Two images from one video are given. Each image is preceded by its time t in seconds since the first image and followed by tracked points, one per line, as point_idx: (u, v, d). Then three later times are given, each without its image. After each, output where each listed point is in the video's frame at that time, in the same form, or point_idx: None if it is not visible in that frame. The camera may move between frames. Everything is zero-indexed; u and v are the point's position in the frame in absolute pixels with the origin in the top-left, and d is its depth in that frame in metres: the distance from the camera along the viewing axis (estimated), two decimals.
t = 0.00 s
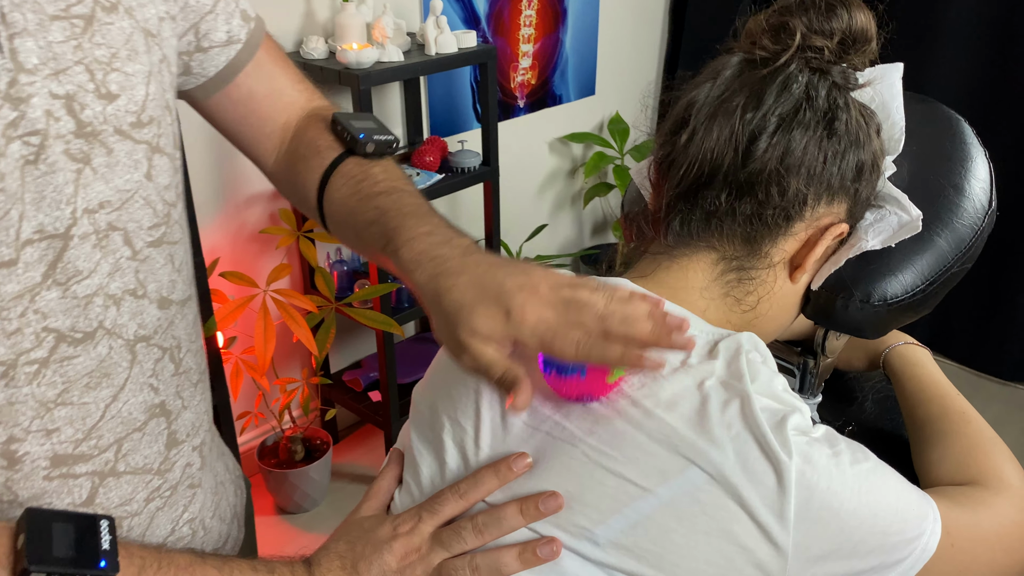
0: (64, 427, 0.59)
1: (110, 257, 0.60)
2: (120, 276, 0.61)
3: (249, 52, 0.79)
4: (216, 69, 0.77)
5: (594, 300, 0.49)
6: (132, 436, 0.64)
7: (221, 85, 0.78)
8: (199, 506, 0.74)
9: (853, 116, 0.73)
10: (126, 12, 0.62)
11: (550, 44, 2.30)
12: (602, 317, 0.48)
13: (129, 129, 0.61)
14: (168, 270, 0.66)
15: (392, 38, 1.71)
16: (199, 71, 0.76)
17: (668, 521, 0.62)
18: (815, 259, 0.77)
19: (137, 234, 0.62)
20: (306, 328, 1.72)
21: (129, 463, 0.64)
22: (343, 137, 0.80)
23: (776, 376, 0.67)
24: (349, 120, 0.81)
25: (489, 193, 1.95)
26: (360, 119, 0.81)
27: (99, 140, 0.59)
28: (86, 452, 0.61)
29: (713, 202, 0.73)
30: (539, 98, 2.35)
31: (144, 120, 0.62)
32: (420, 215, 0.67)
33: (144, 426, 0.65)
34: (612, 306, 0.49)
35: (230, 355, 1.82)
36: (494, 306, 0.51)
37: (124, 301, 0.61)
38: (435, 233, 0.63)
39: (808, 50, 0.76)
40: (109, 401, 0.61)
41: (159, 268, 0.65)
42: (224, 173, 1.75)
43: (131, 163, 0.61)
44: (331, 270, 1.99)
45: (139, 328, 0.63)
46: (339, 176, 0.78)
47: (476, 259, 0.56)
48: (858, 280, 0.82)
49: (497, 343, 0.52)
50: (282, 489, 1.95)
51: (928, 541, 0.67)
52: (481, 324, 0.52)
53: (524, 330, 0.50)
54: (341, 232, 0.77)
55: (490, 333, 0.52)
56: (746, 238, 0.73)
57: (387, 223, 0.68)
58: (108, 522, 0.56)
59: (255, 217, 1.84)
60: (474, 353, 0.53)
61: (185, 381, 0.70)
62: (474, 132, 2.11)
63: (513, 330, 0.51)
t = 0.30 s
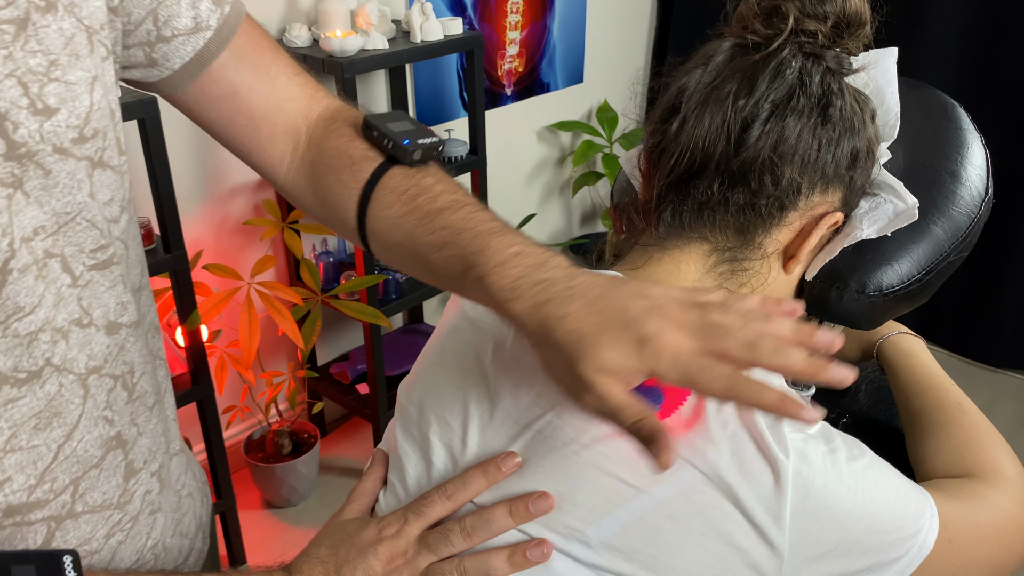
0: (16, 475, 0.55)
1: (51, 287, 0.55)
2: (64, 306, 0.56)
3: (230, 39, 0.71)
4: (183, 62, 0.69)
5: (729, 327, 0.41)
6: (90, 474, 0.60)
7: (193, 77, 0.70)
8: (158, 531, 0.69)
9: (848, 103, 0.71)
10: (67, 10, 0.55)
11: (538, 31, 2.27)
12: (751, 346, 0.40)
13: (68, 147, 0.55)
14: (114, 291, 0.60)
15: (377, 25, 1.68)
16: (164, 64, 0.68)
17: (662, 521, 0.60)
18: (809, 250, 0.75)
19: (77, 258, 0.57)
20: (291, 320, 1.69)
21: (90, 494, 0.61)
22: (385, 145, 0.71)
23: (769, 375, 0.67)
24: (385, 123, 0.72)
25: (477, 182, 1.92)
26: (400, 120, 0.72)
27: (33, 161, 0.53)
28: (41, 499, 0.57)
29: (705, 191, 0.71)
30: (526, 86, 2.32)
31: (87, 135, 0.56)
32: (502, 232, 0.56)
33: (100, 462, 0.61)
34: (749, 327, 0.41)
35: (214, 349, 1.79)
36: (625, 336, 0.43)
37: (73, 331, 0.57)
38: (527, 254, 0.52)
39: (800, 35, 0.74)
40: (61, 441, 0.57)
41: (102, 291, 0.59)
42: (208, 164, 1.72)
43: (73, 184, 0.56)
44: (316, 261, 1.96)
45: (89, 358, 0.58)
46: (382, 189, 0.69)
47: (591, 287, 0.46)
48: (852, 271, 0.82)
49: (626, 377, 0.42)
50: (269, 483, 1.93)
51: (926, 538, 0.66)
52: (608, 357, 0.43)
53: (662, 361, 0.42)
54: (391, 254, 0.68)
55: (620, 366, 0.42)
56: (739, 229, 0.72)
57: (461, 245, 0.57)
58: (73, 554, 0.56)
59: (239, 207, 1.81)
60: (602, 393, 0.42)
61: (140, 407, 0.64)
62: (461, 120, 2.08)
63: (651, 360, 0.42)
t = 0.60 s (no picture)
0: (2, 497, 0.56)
1: (24, 304, 0.54)
2: (41, 322, 0.56)
3: (179, 16, 0.72)
4: (134, 41, 0.69)
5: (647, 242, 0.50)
6: (78, 492, 0.61)
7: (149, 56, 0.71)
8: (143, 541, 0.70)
9: (844, 85, 0.70)
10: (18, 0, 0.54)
11: (528, 19, 2.25)
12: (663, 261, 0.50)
13: (35, 151, 0.54)
14: (97, 299, 0.61)
15: (365, 13, 1.66)
16: (116, 45, 0.68)
17: (657, 505, 0.59)
18: (805, 234, 0.75)
19: (58, 268, 0.56)
20: (282, 311, 1.67)
21: (81, 506, 0.62)
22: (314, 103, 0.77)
23: (768, 356, 0.66)
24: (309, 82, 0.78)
25: (468, 171, 1.91)
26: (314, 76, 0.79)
27: None
28: (26, 520, 0.58)
29: (700, 175, 0.70)
30: (517, 75, 2.30)
31: (52, 135, 0.55)
32: (439, 177, 0.64)
33: (87, 478, 0.61)
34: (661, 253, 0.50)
35: (203, 340, 1.77)
36: (556, 245, 0.50)
37: (50, 349, 0.56)
38: (462, 199, 0.60)
39: (796, 16, 0.73)
40: (48, 460, 0.58)
41: (85, 301, 0.59)
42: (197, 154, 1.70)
43: (43, 189, 0.55)
44: (307, 253, 1.95)
45: (71, 374, 0.58)
46: (319, 145, 0.73)
47: (513, 216, 0.55)
48: (848, 254, 0.80)
49: (564, 277, 0.50)
50: (261, 475, 1.92)
51: (923, 523, 0.65)
52: (546, 264, 0.51)
53: (595, 258, 0.50)
54: (330, 209, 0.72)
55: (561, 270, 0.50)
56: (733, 213, 0.71)
57: (405, 192, 0.64)
58: None
59: (228, 198, 1.79)
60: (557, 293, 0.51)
61: (124, 417, 0.65)
62: (452, 109, 2.07)
63: (589, 262, 0.50)
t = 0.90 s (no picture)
0: None
1: (7, 339, 0.54)
2: (24, 354, 0.56)
3: (173, 37, 0.69)
4: (121, 63, 0.67)
5: (671, 326, 0.43)
6: (64, 512, 0.62)
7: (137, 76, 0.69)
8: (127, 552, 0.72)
9: (837, 76, 0.70)
10: (6, 20, 0.53)
11: (520, 12, 2.25)
12: (691, 352, 0.43)
13: (22, 184, 0.54)
14: (83, 322, 0.61)
15: (358, 6, 1.65)
16: (101, 64, 0.66)
17: (653, 495, 0.60)
18: (798, 224, 0.75)
19: (43, 299, 0.57)
20: (275, 305, 1.67)
21: (66, 527, 0.63)
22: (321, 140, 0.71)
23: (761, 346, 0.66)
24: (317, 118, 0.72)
25: (461, 164, 1.91)
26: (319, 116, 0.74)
27: None
28: (14, 547, 0.58)
29: (694, 166, 0.70)
30: (510, 68, 2.30)
31: (39, 165, 0.55)
32: (449, 232, 0.55)
33: (73, 500, 0.62)
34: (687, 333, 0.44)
35: (198, 334, 1.77)
36: (571, 331, 0.43)
37: (36, 381, 0.57)
38: (476, 255, 0.51)
39: (789, 7, 0.73)
40: (33, 489, 0.58)
41: (71, 327, 0.60)
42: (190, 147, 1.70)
43: (32, 222, 0.55)
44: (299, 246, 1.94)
45: (55, 403, 0.59)
46: (321, 187, 0.67)
47: (532, 289, 0.46)
48: (842, 244, 0.81)
49: (572, 369, 0.43)
50: (255, 469, 1.92)
51: (916, 510, 0.66)
52: (554, 353, 0.43)
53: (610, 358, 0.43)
54: (330, 252, 0.65)
55: (570, 360, 0.43)
56: (728, 203, 0.71)
57: (409, 245, 0.55)
58: None
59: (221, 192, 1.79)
60: (546, 384, 0.43)
61: (114, 436, 0.67)
62: (445, 102, 2.07)
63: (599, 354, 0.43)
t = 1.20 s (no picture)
0: None
1: (5, 346, 0.55)
2: (25, 361, 0.56)
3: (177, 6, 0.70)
4: (128, 41, 0.69)
5: (707, 234, 0.52)
6: (65, 521, 0.62)
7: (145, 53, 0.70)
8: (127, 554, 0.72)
9: (826, 71, 0.72)
10: None
11: (514, 9, 2.25)
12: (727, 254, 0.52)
13: (21, 191, 0.54)
14: (90, 327, 0.62)
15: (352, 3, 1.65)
16: (108, 43, 0.67)
17: (646, 481, 0.61)
18: (789, 217, 0.76)
19: (48, 307, 0.57)
20: (271, 301, 1.68)
21: (70, 532, 0.63)
22: (340, 82, 0.75)
23: (754, 336, 0.67)
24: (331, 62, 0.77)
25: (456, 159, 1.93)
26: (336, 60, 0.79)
27: None
28: (15, 557, 0.58)
29: (686, 160, 0.71)
30: (504, 64, 2.31)
31: (37, 170, 0.55)
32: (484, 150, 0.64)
33: (74, 508, 0.62)
34: (725, 240, 0.52)
35: (193, 331, 1.77)
36: (629, 229, 0.53)
37: (34, 389, 0.57)
38: (515, 171, 0.60)
39: (780, 3, 0.74)
40: (36, 498, 0.58)
41: (79, 334, 0.60)
42: (184, 144, 1.70)
43: (32, 229, 0.55)
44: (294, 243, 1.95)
45: (57, 411, 0.59)
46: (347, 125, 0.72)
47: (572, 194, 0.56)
48: (832, 237, 0.83)
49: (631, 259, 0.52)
50: (251, 465, 1.93)
51: (904, 496, 0.67)
52: (618, 246, 0.53)
53: (664, 253, 0.52)
54: (365, 189, 0.71)
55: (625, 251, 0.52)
56: (720, 197, 0.72)
57: (452, 164, 0.64)
58: None
59: (215, 188, 1.79)
60: (613, 271, 0.53)
61: (111, 441, 0.67)
62: (439, 99, 2.08)
63: (654, 248, 0.52)
